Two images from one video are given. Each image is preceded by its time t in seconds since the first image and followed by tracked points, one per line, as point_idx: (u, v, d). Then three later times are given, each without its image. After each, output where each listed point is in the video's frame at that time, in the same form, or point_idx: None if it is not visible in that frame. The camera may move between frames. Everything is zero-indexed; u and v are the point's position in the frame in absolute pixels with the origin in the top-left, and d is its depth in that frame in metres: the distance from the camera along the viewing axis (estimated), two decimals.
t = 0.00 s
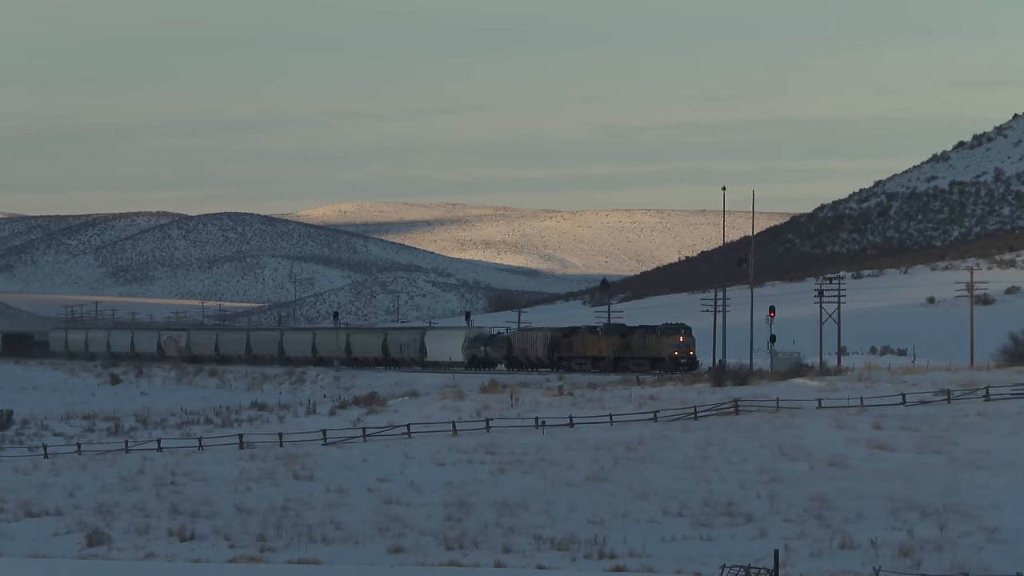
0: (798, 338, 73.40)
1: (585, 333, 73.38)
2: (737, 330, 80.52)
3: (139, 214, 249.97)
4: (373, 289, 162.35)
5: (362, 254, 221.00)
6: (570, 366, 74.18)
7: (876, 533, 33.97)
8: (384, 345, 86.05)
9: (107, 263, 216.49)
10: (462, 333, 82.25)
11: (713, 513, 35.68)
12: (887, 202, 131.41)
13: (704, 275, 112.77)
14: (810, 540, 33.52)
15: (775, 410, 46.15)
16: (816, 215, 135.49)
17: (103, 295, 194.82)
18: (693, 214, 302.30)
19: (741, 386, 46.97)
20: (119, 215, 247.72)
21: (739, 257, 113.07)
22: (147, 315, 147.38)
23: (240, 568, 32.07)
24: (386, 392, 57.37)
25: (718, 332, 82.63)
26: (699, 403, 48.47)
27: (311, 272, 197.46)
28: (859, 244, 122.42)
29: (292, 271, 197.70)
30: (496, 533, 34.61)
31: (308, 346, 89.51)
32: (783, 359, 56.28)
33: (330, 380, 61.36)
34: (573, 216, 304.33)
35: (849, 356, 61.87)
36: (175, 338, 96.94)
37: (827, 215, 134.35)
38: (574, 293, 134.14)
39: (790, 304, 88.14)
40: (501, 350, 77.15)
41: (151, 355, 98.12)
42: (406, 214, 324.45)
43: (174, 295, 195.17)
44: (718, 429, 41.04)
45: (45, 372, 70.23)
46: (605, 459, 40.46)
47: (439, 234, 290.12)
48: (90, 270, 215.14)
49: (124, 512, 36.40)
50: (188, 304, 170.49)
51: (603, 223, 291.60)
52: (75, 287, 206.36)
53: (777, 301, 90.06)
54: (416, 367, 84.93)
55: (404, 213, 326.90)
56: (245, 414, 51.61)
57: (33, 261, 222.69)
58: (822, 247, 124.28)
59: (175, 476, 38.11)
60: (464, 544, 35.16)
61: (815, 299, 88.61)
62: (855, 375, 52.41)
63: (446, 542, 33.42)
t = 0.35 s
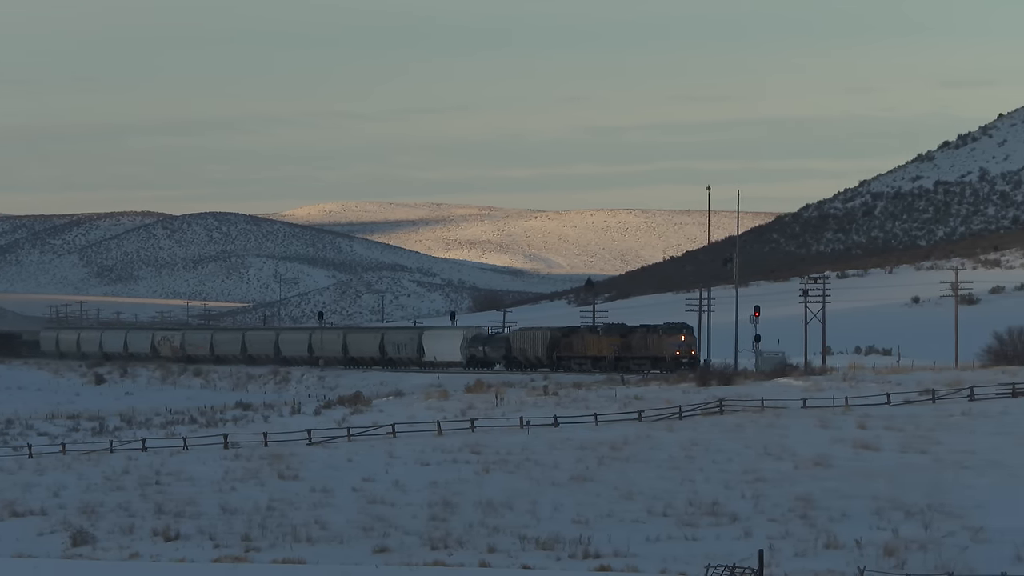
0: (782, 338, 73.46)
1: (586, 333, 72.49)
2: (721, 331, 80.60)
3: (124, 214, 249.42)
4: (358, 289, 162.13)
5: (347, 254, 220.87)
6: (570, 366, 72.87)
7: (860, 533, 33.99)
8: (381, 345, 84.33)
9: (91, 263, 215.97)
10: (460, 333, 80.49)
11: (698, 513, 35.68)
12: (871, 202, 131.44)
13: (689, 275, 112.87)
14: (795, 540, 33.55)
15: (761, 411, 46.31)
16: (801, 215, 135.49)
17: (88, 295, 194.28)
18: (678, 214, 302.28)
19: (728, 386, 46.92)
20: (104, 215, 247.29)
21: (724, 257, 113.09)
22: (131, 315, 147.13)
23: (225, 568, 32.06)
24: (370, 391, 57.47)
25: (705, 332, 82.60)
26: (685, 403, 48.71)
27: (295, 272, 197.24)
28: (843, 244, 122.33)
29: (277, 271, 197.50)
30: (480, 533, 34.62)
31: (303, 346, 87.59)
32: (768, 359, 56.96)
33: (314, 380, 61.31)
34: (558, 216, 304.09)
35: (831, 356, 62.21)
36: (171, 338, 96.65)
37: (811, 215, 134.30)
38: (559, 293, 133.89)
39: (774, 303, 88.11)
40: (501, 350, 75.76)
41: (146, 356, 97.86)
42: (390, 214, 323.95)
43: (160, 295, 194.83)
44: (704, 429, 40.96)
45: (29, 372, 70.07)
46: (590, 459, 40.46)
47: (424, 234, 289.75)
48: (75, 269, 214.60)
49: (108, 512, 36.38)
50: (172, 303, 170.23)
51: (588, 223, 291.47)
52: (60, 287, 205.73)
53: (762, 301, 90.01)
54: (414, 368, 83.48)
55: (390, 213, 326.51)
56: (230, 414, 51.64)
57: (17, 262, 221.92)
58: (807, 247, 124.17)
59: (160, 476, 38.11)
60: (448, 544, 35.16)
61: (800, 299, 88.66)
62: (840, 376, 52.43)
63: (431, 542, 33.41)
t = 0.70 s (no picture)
0: (767, 338, 73.65)
1: (585, 333, 71.24)
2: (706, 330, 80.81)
3: (108, 214, 249.14)
4: (342, 289, 162.08)
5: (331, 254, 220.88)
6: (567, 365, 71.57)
7: (845, 533, 33.99)
8: (377, 345, 83.78)
9: (75, 263, 215.59)
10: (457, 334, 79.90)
11: (682, 513, 35.69)
12: (856, 202, 131.51)
13: (673, 274, 113.04)
14: (779, 540, 33.56)
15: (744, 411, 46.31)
16: (785, 215, 135.47)
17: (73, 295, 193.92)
18: (662, 214, 302.47)
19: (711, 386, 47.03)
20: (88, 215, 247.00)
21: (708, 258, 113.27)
22: (115, 315, 146.98)
23: (208, 568, 32.02)
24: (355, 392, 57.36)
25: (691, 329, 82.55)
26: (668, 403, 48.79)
27: (280, 272, 197.04)
28: (828, 244, 122.29)
29: (261, 271, 197.42)
30: (464, 533, 34.63)
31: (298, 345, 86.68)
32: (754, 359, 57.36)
33: (298, 380, 61.37)
34: (543, 216, 304.13)
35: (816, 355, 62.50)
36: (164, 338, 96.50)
37: (795, 215, 134.36)
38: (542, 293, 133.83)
39: (758, 303, 88.13)
40: (499, 350, 74.78)
41: (139, 356, 97.59)
42: (374, 214, 323.83)
43: (144, 295, 194.66)
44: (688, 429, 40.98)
45: (14, 372, 70.02)
46: (575, 459, 40.52)
47: (408, 234, 289.61)
48: (59, 270, 214.21)
49: (92, 512, 36.37)
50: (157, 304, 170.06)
51: (573, 223, 291.49)
52: (44, 287, 205.35)
53: (746, 301, 90.08)
54: (410, 368, 83.01)
55: (374, 213, 326.45)
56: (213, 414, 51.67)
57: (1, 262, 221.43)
58: (791, 247, 124.24)
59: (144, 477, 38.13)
60: (433, 544, 35.15)
61: (785, 299, 88.57)
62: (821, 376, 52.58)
63: (415, 542, 33.38)
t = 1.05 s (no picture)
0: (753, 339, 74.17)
1: (586, 332, 70.36)
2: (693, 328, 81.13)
3: (93, 215, 249.12)
4: (328, 289, 162.00)
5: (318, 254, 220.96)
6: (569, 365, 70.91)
7: (831, 533, 34.03)
8: (375, 345, 83.43)
9: (61, 263, 215.36)
10: (459, 334, 79.24)
11: (668, 513, 35.71)
12: (842, 202, 131.50)
13: (659, 274, 113.11)
14: (765, 540, 33.58)
15: (730, 413, 47.10)
16: (771, 215, 135.48)
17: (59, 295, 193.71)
18: (648, 214, 302.57)
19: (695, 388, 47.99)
20: (73, 216, 247.09)
21: (695, 258, 113.36)
22: (102, 315, 146.83)
23: (194, 567, 32.01)
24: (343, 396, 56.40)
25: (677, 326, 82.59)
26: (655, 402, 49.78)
27: (265, 272, 196.95)
28: (814, 244, 122.22)
29: (247, 271, 197.47)
30: (450, 532, 34.64)
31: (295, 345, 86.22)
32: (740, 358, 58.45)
33: (284, 380, 61.56)
34: (529, 215, 304.06)
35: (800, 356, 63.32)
36: (160, 338, 96.33)
37: (781, 214, 134.29)
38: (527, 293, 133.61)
39: (744, 303, 88.08)
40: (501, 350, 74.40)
41: (135, 356, 97.22)
42: (360, 214, 323.75)
43: (129, 295, 194.72)
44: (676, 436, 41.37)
45: None
46: (561, 459, 40.96)
47: (394, 234, 289.43)
48: (44, 269, 213.91)
49: (78, 512, 36.36)
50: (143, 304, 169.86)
51: (559, 223, 291.50)
52: (29, 287, 205.00)
53: (730, 301, 90.04)
54: (410, 367, 82.74)
55: (360, 212, 326.34)
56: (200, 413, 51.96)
57: None
58: (777, 246, 124.20)
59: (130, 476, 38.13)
60: (419, 543, 35.14)
61: (770, 299, 88.57)
62: (808, 375, 52.81)
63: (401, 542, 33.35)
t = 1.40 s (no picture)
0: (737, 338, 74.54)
1: (586, 332, 69.11)
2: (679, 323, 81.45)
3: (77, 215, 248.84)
4: (313, 289, 161.89)
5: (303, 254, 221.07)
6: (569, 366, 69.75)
7: (815, 533, 34.02)
8: (373, 345, 82.86)
9: (45, 263, 214.81)
10: (459, 333, 77.80)
11: (653, 512, 35.71)
12: (826, 202, 131.59)
13: (644, 274, 112.92)
14: (750, 540, 33.54)
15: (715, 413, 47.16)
16: (756, 215, 135.38)
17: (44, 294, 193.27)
18: (633, 214, 302.67)
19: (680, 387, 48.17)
20: (57, 217, 246.74)
21: (681, 258, 113.22)
22: (86, 315, 146.46)
23: (179, 567, 31.94)
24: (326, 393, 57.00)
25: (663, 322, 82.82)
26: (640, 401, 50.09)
27: (250, 272, 196.82)
28: (798, 244, 122.19)
29: (233, 271, 197.48)
30: (434, 533, 34.61)
31: (292, 345, 85.61)
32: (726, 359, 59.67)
33: (269, 380, 61.65)
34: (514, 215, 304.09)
35: (785, 353, 64.11)
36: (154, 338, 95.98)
37: (766, 215, 134.27)
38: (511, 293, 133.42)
39: (728, 303, 88.19)
40: (499, 350, 73.22)
41: (128, 356, 96.72)
42: (346, 214, 323.46)
43: (114, 295, 194.48)
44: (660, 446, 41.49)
45: None
46: (546, 459, 41.20)
47: (379, 234, 289.10)
48: (29, 270, 213.32)
49: (63, 512, 36.36)
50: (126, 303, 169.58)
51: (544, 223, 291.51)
52: (14, 287, 204.43)
53: (715, 301, 90.06)
54: (408, 367, 81.52)
55: (345, 213, 326.08)
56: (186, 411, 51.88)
57: None
58: (761, 246, 124.13)
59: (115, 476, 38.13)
60: (404, 543, 35.11)
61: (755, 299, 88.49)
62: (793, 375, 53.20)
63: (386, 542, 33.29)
